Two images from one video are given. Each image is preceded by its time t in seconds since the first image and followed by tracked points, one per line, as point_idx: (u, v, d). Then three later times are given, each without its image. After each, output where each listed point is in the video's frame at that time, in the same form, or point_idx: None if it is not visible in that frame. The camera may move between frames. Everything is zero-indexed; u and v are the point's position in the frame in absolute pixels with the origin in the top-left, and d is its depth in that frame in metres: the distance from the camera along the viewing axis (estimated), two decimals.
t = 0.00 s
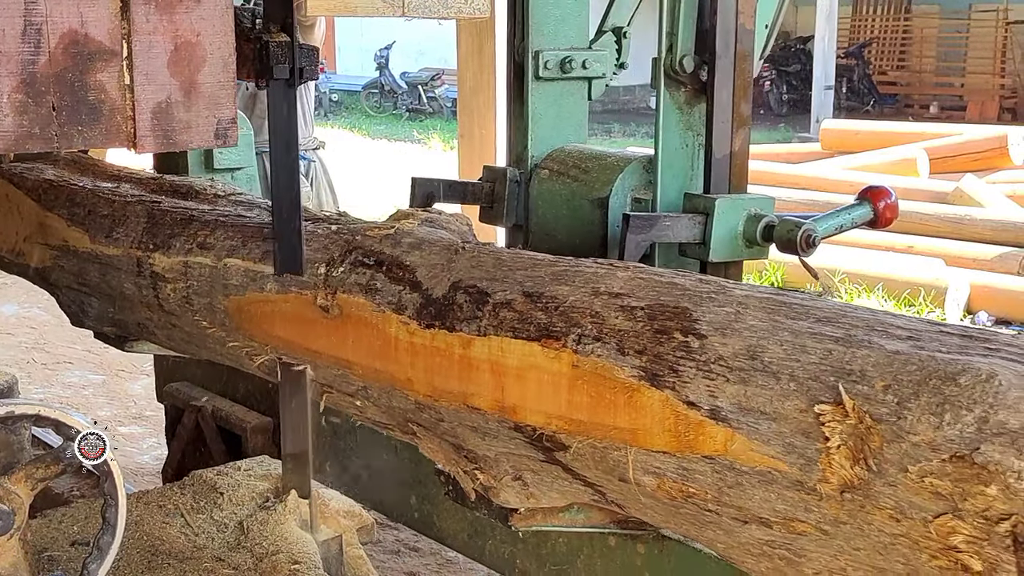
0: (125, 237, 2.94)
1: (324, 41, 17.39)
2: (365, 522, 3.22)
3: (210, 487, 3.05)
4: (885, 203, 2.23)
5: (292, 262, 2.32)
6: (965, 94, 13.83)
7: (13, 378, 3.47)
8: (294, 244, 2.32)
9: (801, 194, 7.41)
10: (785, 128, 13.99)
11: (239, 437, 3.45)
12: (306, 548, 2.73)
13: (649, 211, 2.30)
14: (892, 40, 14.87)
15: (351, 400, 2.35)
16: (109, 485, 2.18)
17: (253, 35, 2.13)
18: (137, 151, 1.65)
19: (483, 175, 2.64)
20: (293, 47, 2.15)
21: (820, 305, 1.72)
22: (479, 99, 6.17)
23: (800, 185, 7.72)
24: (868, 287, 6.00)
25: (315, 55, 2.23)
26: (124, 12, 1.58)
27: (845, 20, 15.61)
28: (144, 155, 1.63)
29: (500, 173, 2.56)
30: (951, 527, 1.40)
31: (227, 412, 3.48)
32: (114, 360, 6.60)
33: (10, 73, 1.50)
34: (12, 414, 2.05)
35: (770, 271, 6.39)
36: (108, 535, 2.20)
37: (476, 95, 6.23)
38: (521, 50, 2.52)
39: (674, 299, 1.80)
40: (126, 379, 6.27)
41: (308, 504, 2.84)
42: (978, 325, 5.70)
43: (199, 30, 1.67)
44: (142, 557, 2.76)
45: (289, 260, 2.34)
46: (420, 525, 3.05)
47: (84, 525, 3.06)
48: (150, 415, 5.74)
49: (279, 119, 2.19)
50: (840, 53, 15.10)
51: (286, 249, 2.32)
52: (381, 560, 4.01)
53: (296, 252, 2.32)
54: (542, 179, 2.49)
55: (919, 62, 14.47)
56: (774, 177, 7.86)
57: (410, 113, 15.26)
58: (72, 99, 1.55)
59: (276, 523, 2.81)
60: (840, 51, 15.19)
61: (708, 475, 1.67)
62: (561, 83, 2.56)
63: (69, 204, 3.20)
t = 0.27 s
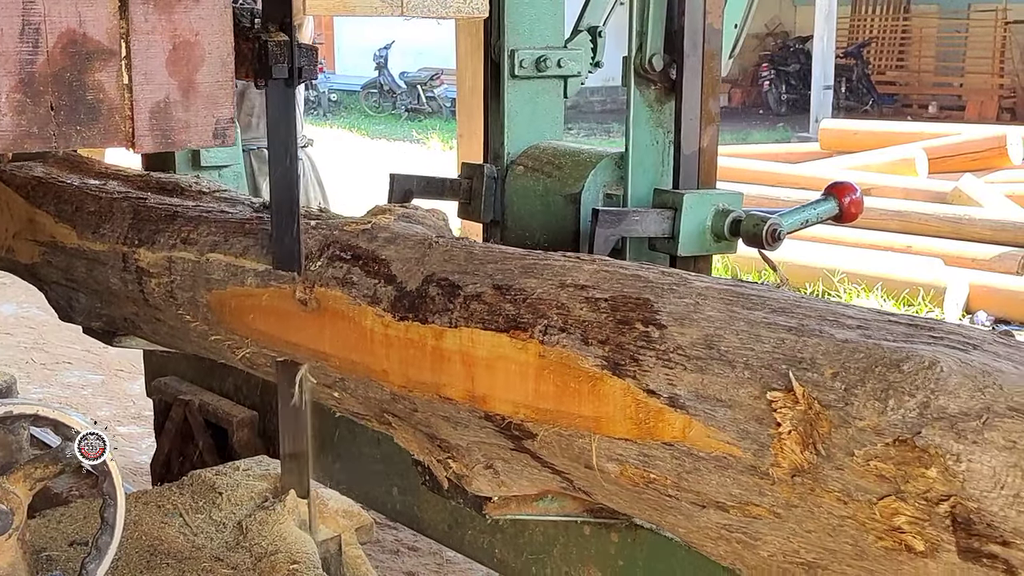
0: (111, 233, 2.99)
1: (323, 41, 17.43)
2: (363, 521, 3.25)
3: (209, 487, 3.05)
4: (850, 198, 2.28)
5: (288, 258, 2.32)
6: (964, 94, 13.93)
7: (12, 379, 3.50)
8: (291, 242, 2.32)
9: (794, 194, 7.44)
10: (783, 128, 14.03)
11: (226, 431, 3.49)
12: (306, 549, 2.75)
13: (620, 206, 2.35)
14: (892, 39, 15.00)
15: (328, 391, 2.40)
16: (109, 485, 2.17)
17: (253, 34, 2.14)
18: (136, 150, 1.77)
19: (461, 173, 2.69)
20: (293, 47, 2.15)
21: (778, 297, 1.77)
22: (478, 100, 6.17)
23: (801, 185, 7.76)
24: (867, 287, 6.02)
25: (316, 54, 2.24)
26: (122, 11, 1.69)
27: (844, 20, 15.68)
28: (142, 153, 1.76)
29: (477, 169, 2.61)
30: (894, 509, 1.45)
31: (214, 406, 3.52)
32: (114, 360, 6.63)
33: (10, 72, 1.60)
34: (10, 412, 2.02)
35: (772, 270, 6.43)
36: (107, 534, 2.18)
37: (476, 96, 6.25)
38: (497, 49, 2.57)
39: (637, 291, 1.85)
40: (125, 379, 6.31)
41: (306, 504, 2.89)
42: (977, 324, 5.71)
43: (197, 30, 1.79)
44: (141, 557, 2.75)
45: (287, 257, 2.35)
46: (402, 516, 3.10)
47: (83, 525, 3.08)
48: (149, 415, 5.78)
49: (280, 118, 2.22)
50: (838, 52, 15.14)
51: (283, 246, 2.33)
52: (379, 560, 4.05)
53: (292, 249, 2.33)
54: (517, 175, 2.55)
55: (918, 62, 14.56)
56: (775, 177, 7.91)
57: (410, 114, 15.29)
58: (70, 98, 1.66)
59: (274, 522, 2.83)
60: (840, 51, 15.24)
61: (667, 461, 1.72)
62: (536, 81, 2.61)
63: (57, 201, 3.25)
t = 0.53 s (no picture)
0: (100, 229, 3.04)
1: (323, 41, 17.44)
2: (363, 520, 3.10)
3: (209, 486, 3.09)
4: (818, 194, 2.33)
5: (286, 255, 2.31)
6: (964, 94, 13.98)
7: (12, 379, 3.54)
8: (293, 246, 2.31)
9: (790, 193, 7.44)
10: (784, 128, 14.06)
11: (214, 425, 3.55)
12: (307, 549, 2.78)
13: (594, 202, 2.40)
14: (892, 39, 15.07)
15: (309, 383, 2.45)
16: (109, 484, 2.23)
17: (254, 34, 2.11)
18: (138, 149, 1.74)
19: (442, 169, 2.74)
20: (293, 47, 2.12)
21: (739, 288, 1.82)
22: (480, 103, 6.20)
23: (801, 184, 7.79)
24: (868, 287, 6.06)
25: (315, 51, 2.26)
26: (123, 11, 1.68)
27: (844, 20, 15.68)
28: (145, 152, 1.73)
29: (457, 166, 2.66)
30: (844, 491, 1.51)
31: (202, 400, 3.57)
32: (114, 360, 6.67)
33: (10, 72, 1.60)
34: (11, 412, 2.07)
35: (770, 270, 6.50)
36: (107, 534, 2.25)
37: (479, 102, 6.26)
38: (476, 48, 2.62)
39: (604, 283, 1.90)
40: (125, 379, 6.34)
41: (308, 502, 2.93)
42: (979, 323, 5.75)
43: (198, 30, 1.76)
44: (143, 556, 2.80)
45: (289, 259, 2.34)
46: (386, 508, 3.15)
47: (83, 525, 3.13)
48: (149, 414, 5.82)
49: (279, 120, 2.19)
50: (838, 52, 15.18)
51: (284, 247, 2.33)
52: (379, 559, 4.05)
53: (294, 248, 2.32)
54: (495, 171, 2.60)
55: (918, 62, 14.60)
56: (775, 176, 7.96)
57: (410, 113, 15.31)
58: (71, 99, 1.65)
59: (275, 521, 2.87)
60: (840, 50, 15.27)
61: (632, 448, 1.77)
62: (515, 80, 2.66)
63: (47, 197, 3.31)
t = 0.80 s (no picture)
0: (90, 225, 3.09)
1: (324, 40, 17.46)
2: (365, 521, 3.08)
3: (211, 486, 3.07)
4: (790, 191, 2.39)
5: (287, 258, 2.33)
6: (965, 93, 14.02)
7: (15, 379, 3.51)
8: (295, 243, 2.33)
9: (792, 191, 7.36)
10: (784, 128, 14.09)
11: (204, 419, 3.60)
12: (308, 549, 2.77)
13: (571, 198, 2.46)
14: (893, 39, 15.09)
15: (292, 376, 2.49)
16: (111, 484, 2.13)
17: (256, 34, 2.09)
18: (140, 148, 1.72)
19: (425, 166, 2.79)
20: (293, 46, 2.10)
21: (704, 281, 1.87)
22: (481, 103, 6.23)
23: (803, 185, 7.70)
24: (869, 286, 6.13)
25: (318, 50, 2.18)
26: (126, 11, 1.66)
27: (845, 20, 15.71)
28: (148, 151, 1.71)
29: (440, 163, 2.71)
30: (800, 477, 1.55)
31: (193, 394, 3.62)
32: (115, 360, 6.70)
33: (13, 72, 1.58)
34: (13, 412, 1.98)
35: (771, 270, 6.55)
36: (109, 534, 2.15)
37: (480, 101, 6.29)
38: (457, 47, 2.68)
39: (575, 277, 1.95)
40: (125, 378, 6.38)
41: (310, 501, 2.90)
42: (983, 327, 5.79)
43: (200, 30, 1.75)
44: (145, 556, 2.82)
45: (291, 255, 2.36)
46: (373, 500, 3.20)
47: (88, 524, 3.19)
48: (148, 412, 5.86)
49: (280, 122, 2.17)
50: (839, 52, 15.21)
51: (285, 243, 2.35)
52: (382, 560, 4.07)
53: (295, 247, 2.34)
54: (476, 168, 2.65)
55: (918, 62, 14.64)
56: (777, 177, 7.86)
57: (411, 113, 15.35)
58: (74, 98, 1.63)
59: (277, 521, 2.85)
60: (841, 50, 15.31)
61: (600, 436, 1.81)
62: (496, 78, 2.72)
63: (39, 195, 3.36)
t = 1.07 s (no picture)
0: (81, 223, 3.14)
1: (325, 41, 17.52)
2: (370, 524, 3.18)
3: (213, 487, 3.26)
4: (762, 187, 2.44)
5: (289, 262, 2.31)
6: (967, 93, 14.06)
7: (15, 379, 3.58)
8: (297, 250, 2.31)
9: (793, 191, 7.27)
10: (785, 129, 14.11)
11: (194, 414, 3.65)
12: (310, 551, 2.92)
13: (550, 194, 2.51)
14: (894, 39, 15.12)
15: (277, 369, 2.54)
16: (114, 484, 2.17)
17: (256, 36, 2.17)
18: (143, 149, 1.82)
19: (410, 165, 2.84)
20: (296, 48, 2.15)
21: (672, 275, 1.93)
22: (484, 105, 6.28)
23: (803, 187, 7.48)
24: (870, 287, 6.12)
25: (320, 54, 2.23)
26: (128, 12, 1.75)
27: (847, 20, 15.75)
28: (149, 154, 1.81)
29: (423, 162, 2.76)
30: (759, 464, 1.60)
31: (183, 390, 3.67)
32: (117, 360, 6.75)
33: (14, 74, 1.65)
34: (16, 413, 2.03)
35: (771, 271, 6.58)
36: (112, 534, 2.20)
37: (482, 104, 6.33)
38: (438, 48, 2.73)
39: (547, 272, 2.00)
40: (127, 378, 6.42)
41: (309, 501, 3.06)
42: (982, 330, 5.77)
43: (202, 31, 1.83)
44: (149, 556, 2.95)
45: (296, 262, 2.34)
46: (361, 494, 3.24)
47: (87, 524, 3.24)
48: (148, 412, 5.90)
49: (283, 122, 2.19)
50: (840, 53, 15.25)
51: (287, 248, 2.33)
52: (380, 558, 4.09)
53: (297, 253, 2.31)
54: (457, 166, 2.71)
55: (919, 62, 14.68)
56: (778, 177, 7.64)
57: (413, 115, 15.41)
58: (75, 100, 1.71)
59: (279, 522, 3.03)
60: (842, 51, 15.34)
61: (570, 425, 1.86)
62: (478, 78, 2.77)
63: (32, 193, 3.41)
